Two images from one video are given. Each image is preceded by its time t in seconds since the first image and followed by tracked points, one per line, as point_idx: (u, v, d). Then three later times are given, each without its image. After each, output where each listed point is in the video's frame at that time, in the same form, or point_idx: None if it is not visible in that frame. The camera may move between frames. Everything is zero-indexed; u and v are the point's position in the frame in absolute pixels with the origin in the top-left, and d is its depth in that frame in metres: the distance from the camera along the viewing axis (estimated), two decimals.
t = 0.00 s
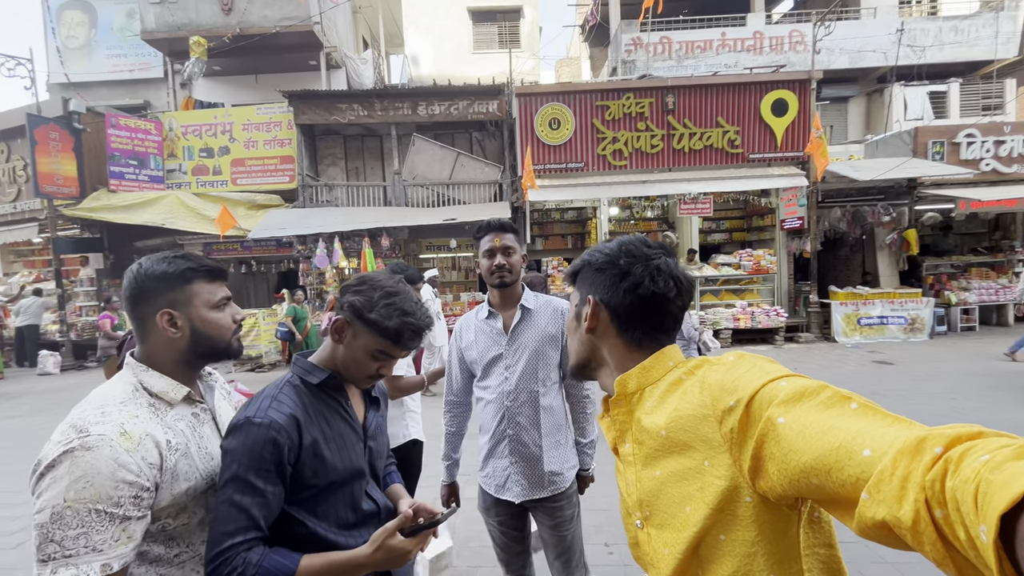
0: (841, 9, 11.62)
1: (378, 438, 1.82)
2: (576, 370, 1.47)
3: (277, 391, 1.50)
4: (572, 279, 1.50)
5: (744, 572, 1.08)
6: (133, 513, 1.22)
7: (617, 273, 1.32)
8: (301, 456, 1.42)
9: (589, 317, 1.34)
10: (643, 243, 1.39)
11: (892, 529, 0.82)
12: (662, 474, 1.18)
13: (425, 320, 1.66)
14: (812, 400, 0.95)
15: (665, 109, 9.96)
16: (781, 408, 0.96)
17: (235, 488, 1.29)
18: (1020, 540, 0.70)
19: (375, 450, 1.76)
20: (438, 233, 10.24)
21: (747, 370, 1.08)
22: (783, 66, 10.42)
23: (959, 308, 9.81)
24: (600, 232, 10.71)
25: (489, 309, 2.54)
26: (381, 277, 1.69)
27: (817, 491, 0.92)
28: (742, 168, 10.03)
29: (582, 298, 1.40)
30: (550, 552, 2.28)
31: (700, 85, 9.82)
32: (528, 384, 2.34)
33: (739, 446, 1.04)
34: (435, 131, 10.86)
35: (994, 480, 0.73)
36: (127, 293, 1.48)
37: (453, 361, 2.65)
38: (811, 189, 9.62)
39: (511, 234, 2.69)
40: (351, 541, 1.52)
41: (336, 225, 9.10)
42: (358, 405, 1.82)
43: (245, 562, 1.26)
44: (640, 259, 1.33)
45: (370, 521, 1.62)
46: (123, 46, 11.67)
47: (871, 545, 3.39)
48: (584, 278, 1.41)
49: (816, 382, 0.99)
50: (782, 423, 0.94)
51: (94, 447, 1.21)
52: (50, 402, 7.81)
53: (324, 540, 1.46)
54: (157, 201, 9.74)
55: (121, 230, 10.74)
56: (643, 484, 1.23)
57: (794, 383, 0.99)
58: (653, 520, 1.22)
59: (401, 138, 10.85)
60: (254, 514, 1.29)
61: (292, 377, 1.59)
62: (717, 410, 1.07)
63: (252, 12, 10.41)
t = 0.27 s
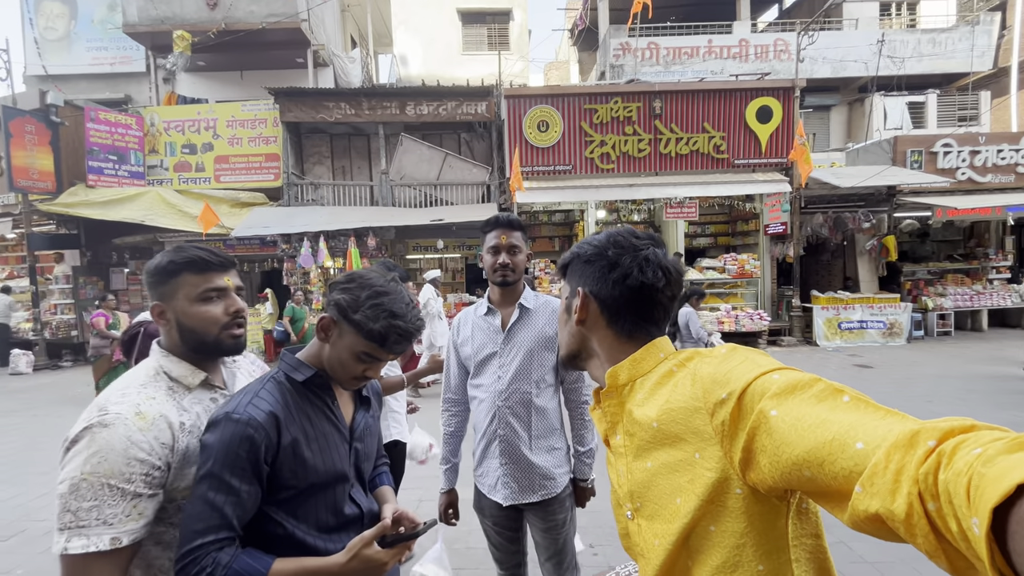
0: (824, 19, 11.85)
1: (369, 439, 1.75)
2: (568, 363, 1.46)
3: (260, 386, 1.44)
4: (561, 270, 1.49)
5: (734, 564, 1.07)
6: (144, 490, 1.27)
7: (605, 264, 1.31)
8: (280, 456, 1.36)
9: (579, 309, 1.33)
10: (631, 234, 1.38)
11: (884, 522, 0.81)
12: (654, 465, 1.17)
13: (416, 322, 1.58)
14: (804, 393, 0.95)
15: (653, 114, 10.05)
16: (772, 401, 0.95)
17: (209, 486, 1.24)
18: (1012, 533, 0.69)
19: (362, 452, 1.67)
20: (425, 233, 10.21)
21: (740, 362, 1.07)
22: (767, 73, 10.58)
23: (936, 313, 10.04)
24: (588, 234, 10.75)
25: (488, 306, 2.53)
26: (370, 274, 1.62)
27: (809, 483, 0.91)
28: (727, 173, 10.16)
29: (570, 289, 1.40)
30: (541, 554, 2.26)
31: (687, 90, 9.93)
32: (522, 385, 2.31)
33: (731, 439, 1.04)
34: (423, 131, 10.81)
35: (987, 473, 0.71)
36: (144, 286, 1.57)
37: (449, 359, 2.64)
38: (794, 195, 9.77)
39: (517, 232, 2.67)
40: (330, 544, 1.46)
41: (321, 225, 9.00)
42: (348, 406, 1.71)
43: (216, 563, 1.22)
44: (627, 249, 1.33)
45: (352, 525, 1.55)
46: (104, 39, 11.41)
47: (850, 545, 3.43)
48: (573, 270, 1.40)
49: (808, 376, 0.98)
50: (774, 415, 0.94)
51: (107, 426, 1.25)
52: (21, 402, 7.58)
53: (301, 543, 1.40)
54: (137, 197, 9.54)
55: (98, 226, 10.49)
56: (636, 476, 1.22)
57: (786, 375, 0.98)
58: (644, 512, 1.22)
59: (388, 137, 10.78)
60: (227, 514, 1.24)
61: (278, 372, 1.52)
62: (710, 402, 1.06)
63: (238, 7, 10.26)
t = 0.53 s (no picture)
0: (807, 30, 12.09)
1: (354, 442, 1.63)
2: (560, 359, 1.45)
3: (231, 389, 1.36)
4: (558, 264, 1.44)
5: (728, 563, 1.04)
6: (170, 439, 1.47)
7: (600, 260, 1.30)
8: (248, 464, 1.30)
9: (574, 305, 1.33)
10: (628, 230, 1.36)
11: (873, 518, 0.79)
12: (649, 462, 1.15)
13: (397, 327, 1.41)
14: (797, 389, 0.93)
15: (639, 119, 10.14)
16: (765, 397, 0.93)
17: (170, 496, 1.20)
18: (1000, 530, 0.67)
19: (342, 459, 1.54)
20: (411, 233, 10.18)
21: (738, 358, 1.05)
22: (751, 82, 10.76)
23: (910, 320, 10.27)
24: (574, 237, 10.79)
25: (480, 305, 2.52)
26: (349, 273, 1.45)
27: (799, 479, 0.89)
28: (710, 179, 10.29)
29: (564, 285, 1.38)
30: (524, 559, 2.24)
31: (673, 97, 10.05)
32: (507, 386, 2.27)
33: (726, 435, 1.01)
34: (410, 130, 10.75)
35: (976, 470, 0.69)
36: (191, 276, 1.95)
37: (442, 357, 2.62)
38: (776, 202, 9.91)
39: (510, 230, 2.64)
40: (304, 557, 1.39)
41: (305, 222, 8.89)
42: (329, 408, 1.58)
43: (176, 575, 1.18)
44: (623, 245, 1.32)
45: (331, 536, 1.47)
46: (82, 28, 11.13)
47: (827, 546, 3.46)
48: (568, 265, 1.38)
49: (801, 371, 0.96)
50: (767, 410, 0.92)
51: (150, 380, 1.52)
52: None
53: (271, 554, 1.34)
54: (113, 191, 9.31)
55: (72, 220, 10.22)
56: (631, 472, 1.19)
57: (781, 371, 0.96)
58: (637, 507, 1.19)
59: (375, 136, 10.70)
60: (189, 523, 1.20)
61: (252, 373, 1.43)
62: (705, 398, 1.04)
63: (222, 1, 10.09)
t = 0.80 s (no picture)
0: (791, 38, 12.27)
1: (323, 448, 1.57)
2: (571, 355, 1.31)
3: (185, 395, 1.30)
4: (580, 248, 1.31)
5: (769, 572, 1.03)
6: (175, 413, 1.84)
7: (664, 256, 1.26)
8: (204, 477, 1.24)
9: (637, 300, 1.22)
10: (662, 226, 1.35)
11: (927, 522, 0.80)
12: (678, 470, 1.13)
13: (368, 339, 1.35)
14: (846, 392, 0.94)
15: (626, 121, 10.19)
16: (814, 398, 0.95)
17: (117, 515, 1.15)
18: None
19: (311, 467, 1.49)
20: (396, 231, 10.13)
21: (783, 362, 1.06)
22: (737, 87, 10.88)
23: (887, 325, 10.47)
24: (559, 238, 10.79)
25: (467, 305, 2.47)
26: (318, 275, 1.36)
27: (851, 484, 0.90)
28: (695, 183, 10.38)
29: (612, 274, 1.26)
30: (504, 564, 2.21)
31: (660, 100, 10.12)
32: (490, 390, 2.22)
33: (773, 440, 1.01)
34: (396, 127, 10.64)
35: None
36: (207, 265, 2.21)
37: (430, 355, 2.58)
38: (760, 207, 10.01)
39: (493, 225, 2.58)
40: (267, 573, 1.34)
41: (288, 218, 8.75)
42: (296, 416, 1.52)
43: None
44: (673, 240, 1.30)
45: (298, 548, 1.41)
46: (58, 13, 10.78)
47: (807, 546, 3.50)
48: (607, 253, 1.27)
49: (851, 375, 0.98)
50: (815, 412, 0.93)
51: (154, 360, 1.86)
52: None
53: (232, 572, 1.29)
54: (89, 180, 9.05)
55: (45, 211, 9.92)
56: (656, 479, 1.17)
57: (829, 374, 0.98)
58: (666, 516, 1.16)
59: (360, 131, 10.57)
60: (136, 544, 1.15)
61: (211, 378, 1.37)
62: (751, 401, 1.04)
63: None
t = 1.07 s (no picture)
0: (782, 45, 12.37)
1: (277, 461, 1.52)
2: (635, 361, 1.17)
3: (119, 407, 1.24)
4: (620, 244, 1.23)
5: None
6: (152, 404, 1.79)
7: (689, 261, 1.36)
8: (139, 498, 1.18)
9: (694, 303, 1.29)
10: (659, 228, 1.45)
11: (965, 540, 0.77)
12: (704, 487, 1.10)
13: (332, 352, 1.31)
14: (881, 401, 0.92)
15: (617, 123, 10.20)
16: (846, 408, 0.94)
17: (33, 544, 1.07)
18: None
19: (265, 481, 1.44)
20: (385, 229, 10.07)
21: (812, 370, 1.05)
22: (728, 92, 10.94)
23: (870, 330, 10.61)
24: (549, 238, 10.77)
25: (448, 307, 2.44)
26: (275, 282, 1.31)
27: (885, 499, 0.88)
28: (685, 186, 10.41)
29: (675, 275, 1.25)
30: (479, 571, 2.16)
31: (651, 103, 10.14)
32: (465, 395, 2.17)
33: (809, 452, 1.00)
34: (386, 123, 10.56)
35: None
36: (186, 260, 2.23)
37: (412, 357, 2.55)
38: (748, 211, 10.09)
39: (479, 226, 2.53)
40: None
41: (274, 213, 8.62)
42: (248, 426, 1.47)
43: None
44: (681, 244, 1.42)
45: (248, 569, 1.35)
46: None
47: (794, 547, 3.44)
48: (655, 251, 1.25)
49: (888, 386, 0.96)
50: (847, 422, 0.92)
51: (132, 352, 1.80)
52: None
53: None
54: (70, 171, 8.89)
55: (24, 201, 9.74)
56: (683, 494, 1.13)
57: (864, 384, 0.97)
58: (688, 532, 1.13)
59: (349, 126, 10.46)
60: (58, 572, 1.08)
61: (150, 389, 1.31)
62: (782, 411, 1.03)
63: None
